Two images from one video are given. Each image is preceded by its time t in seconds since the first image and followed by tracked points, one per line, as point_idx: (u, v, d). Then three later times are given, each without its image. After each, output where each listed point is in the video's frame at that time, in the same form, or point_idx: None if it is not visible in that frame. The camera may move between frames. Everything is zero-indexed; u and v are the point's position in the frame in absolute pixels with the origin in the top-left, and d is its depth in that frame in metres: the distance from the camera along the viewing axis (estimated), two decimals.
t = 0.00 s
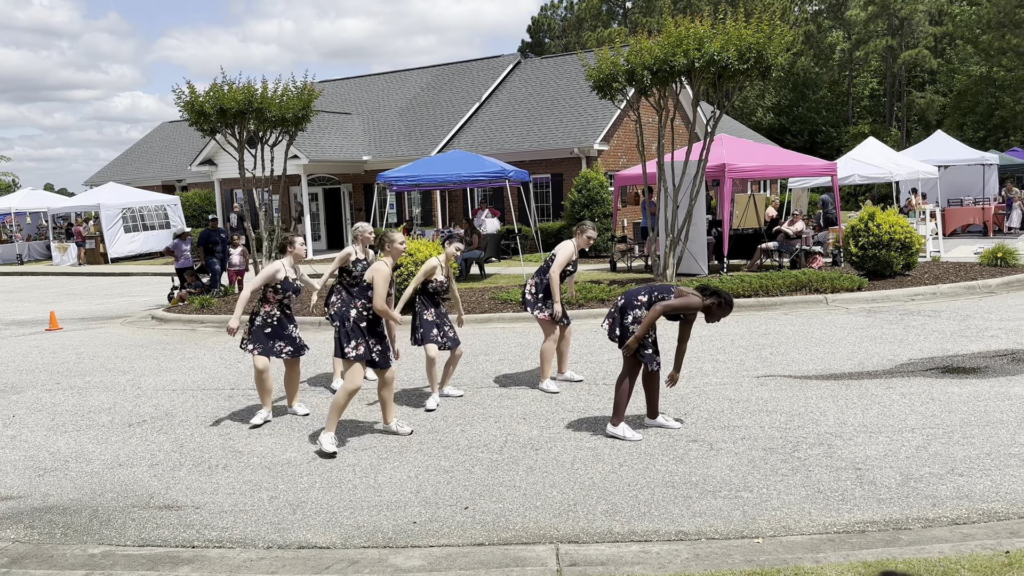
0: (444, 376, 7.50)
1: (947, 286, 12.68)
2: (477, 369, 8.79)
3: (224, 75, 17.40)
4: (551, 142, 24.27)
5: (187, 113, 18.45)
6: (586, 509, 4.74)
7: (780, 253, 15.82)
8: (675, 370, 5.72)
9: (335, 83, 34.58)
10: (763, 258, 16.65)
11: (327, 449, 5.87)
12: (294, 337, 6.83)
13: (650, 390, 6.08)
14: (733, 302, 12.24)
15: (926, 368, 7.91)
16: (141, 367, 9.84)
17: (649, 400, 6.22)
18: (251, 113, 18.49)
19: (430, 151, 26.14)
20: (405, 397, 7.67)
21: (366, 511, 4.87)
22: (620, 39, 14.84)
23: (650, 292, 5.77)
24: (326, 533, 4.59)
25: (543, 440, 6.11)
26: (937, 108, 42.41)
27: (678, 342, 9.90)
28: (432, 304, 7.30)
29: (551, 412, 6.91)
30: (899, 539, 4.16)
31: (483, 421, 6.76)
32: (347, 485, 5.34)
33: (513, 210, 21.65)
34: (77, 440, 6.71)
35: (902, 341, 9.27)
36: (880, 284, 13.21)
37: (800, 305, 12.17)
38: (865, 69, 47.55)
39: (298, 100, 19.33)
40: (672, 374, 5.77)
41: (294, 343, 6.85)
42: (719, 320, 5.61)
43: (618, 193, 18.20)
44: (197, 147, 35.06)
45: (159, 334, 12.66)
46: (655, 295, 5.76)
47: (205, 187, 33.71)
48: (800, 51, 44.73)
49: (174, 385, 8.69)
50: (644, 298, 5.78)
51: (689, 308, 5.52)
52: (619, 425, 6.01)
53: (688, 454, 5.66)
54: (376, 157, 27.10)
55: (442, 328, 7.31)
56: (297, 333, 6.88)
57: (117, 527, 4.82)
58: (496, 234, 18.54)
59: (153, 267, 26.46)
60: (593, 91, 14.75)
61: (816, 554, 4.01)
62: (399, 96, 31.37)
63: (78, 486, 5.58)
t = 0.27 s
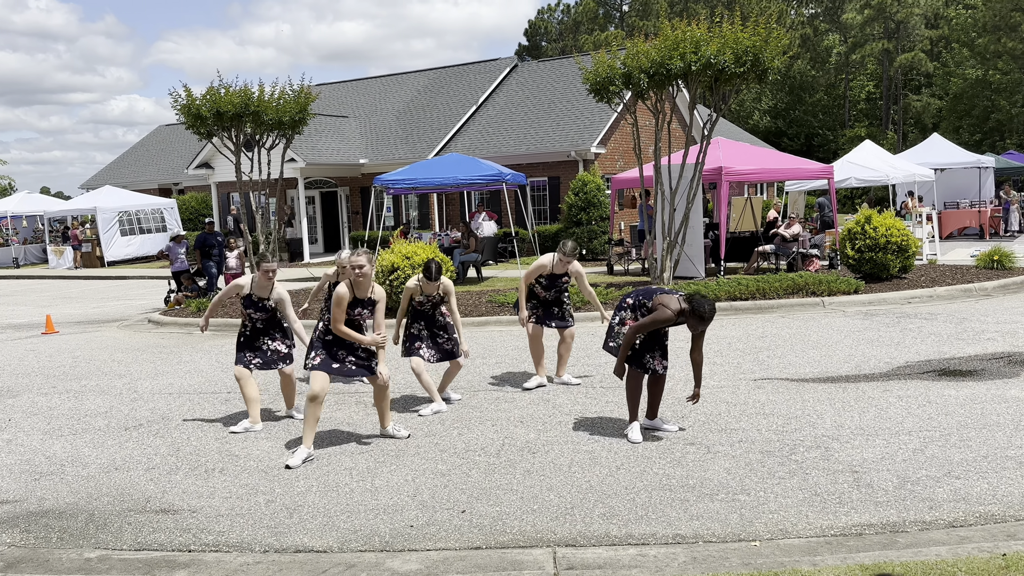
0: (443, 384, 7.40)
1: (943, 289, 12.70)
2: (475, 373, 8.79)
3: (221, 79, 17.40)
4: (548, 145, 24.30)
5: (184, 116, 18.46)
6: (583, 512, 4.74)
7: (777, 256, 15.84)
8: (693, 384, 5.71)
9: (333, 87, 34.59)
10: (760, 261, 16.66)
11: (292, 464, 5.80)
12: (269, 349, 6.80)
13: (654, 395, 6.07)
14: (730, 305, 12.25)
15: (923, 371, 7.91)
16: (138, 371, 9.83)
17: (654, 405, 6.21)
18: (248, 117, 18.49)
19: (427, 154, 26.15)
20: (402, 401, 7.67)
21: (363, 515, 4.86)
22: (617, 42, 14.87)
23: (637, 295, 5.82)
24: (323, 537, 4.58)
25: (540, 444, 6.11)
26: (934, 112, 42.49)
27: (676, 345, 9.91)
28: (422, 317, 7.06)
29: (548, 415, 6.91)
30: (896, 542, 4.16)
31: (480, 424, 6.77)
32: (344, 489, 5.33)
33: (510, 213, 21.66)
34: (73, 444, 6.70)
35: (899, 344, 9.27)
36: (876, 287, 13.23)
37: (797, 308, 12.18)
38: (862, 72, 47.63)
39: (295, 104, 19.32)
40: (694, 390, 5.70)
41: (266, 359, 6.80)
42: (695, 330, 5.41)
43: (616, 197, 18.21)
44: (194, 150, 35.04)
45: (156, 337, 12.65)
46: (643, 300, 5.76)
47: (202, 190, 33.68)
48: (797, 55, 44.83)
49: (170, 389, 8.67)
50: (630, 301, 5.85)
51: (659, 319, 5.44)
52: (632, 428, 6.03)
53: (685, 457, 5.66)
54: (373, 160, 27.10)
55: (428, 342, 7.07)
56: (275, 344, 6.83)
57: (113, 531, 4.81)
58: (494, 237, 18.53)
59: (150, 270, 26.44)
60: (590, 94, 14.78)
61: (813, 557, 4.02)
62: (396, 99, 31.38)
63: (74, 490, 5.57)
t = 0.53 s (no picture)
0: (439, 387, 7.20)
1: (943, 292, 12.71)
2: (474, 376, 8.79)
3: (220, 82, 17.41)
4: (547, 148, 24.31)
5: (183, 119, 18.47)
6: (583, 516, 4.73)
7: (777, 258, 15.84)
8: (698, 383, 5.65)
9: (332, 90, 34.62)
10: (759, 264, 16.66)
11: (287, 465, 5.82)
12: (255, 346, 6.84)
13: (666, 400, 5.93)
14: (729, 308, 12.25)
15: (923, 374, 7.92)
16: (137, 374, 9.81)
17: (673, 412, 6.10)
18: (247, 120, 18.50)
19: (426, 157, 26.15)
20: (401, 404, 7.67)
21: (363, 518, 4.86)
22: (616, 45, 14.87)
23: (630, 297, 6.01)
24: (323, 539, 4.58)
25: (540, 447, 6.10)
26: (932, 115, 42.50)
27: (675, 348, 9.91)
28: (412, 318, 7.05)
29: (548, 418, 6.91)
30: (896, 544, 4.16)
31: (480, 427, 6.76)
32: (343, 492, 5.32)
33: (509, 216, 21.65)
34: (72, 447, 6.69)
35: (898, 347, 9.28)
36: (876, 290, 13.24)
37: (796, 311, 12.18)
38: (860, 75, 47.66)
39: (295, 107, 19.33)
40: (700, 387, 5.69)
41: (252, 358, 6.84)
42: (639, 326, 5.41)
43: (615, 199, 18.22)
44: (193, 153, 35.04)
45: (156, 340, 12.65)
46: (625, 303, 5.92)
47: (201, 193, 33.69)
48: (796, 57, 44.88)
49: (170, 392, 8.67)
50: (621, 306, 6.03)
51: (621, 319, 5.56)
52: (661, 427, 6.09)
53: (685, 460, 5.65)
54: (372, 163, 27.10)
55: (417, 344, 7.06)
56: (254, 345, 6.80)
57: (113, 534, 4.80)
58: (493, 240, 18.52)
59: (149, 273, 26.44)
60: (589, 98, 14.79)
61: (812, 560, 4.02)
62: (396, 102, 31.40)
63: (73, 493, 5.57)
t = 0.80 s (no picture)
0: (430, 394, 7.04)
1: (945, 295, 12.69)
2: (476, 378, 8.78)
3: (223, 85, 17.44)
4: (549, 151, 24.33)
5: (186, 122, 18.50)
6: (585, 518, 4.73)
7: (779, 261, 15.83)
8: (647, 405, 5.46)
9: (334, 92, 34.67)
10: (762, 266, 16.64)
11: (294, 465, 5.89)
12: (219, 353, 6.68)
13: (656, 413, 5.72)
14: (731, 310, 12.24)
15: (925, 377, 7.91)
16: (140, 376, 9.83)
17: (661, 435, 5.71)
18: (249, 122, 18.53)
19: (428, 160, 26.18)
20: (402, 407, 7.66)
21: (365, 520, 4.86)
22: (618, 48, 14.88)
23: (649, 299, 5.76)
24: (325, 541, 4.59)
25: (542, 450, 6.10)
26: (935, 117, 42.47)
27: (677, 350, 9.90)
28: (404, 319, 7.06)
29: (550, 421, 6.90)
30: (899, 547, 4.15)
31: (482, 429, 6.76)
32: (346, 495, 5.32)
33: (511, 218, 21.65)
34: (75, 449, 6.70)
35: (900, 349, 9.27)
36: (878, 292, 13.22)
37: (798, 313, 12.17)
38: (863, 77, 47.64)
39: (297, 109, 19.35)
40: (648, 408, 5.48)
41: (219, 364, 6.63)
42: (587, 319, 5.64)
43: (617, 202, 18.21)
44: (195, 155, 35.10)
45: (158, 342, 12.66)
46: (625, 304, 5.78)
47: (203, 196, 33.75)
48: (798, 60, 44.87)
49: (172, 394, 8.68)
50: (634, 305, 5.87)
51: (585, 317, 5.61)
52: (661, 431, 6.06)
53: (687, 462, 5.65)
54: (374, 166, 27.12)
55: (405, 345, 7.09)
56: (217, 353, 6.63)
57: (115, 536, 4.81)
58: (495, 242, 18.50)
59: (152, 275, 26.48)
60: (591, 100, 14.80)
61: (815, 562, 4.01)
62: (398, 105, 31.44)
63: (76, 494, 5.57)
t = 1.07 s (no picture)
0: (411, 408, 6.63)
1: (951, 297, 12.67)
2: (481, 379, 8.79)
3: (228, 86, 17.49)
4: (554, 152, 24.35)
5: (192, 123, 18.56)
6: (590, 519, 4.73)
7: (784, 262, 15.81)
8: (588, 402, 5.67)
9: (340, 94, 34.74)
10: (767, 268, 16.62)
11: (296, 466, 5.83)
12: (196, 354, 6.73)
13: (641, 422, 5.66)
14: (736, 311, 12.23)
15: (931, 379, 7.89)
16: (146, 377, 9.86)
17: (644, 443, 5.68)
18: (255, 124, 18.58)
19: (432, 161, 26.20)
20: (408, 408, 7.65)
21: (370, 520, 4.88)
22: (623, 49, 14.88)
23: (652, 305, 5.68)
24: (330, 542, 4.60)
25: (546, 451, 6.11)
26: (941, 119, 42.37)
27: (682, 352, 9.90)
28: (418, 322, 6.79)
29: (554, 422, 6.91)
30: (905, 550, 4.15)
31: (487, 430, 6.77)
32: (351, 495, 5.33)
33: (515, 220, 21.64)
34: (81, 449, 6.72)
35: (906, 351, 9.25)
36: (883, 294, 13.20)
37: (803, 315, 12.15)
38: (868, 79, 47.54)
39: (302, 110, 19.38)
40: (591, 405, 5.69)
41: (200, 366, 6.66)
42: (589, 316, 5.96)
43: (621, 203, 18.22)
44: (201, 156, 35.20)
45: (164, 343, 12.70)
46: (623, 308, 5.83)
47: (209, 197, 33.86)
48: (803, 61, 44.82)
49: (178, 395, 8.70)
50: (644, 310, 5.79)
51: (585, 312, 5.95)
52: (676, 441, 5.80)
53: (692, 464, 5.65)
54: (379, 167, 27.15)
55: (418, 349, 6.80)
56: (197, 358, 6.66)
57: (122, 535, 4.83)
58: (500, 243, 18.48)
59: (157, 276, 26.55)
60: (595, 102, 14.80)
61: (821, 564, 4.01)
62: (403, 106, 31.48)
63: (83, 494, 5.60)
